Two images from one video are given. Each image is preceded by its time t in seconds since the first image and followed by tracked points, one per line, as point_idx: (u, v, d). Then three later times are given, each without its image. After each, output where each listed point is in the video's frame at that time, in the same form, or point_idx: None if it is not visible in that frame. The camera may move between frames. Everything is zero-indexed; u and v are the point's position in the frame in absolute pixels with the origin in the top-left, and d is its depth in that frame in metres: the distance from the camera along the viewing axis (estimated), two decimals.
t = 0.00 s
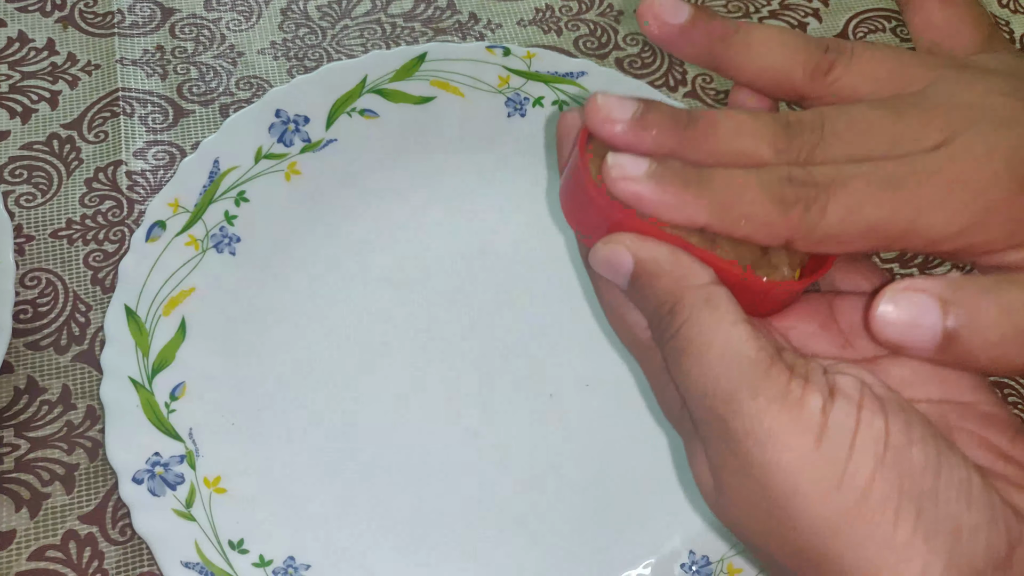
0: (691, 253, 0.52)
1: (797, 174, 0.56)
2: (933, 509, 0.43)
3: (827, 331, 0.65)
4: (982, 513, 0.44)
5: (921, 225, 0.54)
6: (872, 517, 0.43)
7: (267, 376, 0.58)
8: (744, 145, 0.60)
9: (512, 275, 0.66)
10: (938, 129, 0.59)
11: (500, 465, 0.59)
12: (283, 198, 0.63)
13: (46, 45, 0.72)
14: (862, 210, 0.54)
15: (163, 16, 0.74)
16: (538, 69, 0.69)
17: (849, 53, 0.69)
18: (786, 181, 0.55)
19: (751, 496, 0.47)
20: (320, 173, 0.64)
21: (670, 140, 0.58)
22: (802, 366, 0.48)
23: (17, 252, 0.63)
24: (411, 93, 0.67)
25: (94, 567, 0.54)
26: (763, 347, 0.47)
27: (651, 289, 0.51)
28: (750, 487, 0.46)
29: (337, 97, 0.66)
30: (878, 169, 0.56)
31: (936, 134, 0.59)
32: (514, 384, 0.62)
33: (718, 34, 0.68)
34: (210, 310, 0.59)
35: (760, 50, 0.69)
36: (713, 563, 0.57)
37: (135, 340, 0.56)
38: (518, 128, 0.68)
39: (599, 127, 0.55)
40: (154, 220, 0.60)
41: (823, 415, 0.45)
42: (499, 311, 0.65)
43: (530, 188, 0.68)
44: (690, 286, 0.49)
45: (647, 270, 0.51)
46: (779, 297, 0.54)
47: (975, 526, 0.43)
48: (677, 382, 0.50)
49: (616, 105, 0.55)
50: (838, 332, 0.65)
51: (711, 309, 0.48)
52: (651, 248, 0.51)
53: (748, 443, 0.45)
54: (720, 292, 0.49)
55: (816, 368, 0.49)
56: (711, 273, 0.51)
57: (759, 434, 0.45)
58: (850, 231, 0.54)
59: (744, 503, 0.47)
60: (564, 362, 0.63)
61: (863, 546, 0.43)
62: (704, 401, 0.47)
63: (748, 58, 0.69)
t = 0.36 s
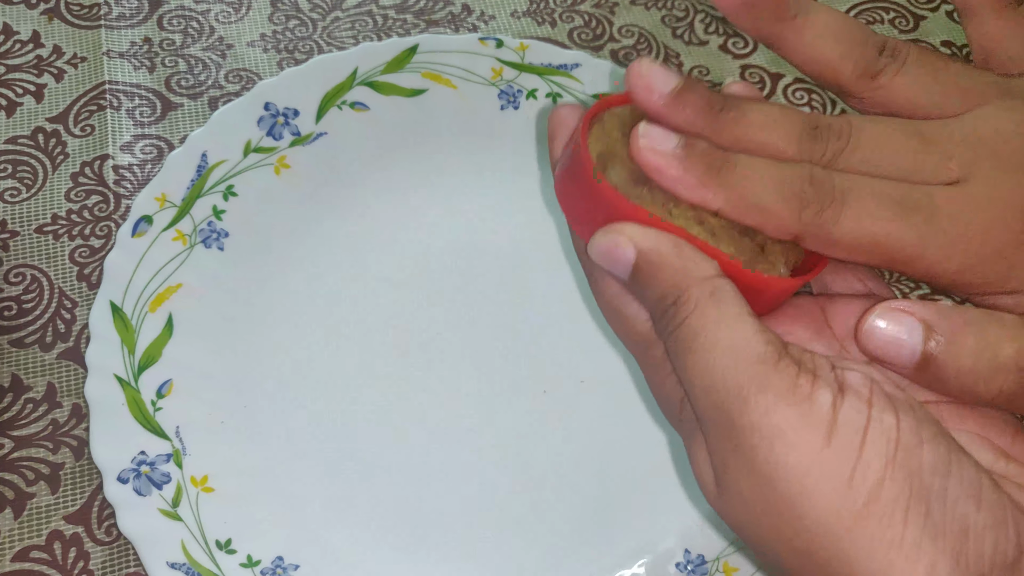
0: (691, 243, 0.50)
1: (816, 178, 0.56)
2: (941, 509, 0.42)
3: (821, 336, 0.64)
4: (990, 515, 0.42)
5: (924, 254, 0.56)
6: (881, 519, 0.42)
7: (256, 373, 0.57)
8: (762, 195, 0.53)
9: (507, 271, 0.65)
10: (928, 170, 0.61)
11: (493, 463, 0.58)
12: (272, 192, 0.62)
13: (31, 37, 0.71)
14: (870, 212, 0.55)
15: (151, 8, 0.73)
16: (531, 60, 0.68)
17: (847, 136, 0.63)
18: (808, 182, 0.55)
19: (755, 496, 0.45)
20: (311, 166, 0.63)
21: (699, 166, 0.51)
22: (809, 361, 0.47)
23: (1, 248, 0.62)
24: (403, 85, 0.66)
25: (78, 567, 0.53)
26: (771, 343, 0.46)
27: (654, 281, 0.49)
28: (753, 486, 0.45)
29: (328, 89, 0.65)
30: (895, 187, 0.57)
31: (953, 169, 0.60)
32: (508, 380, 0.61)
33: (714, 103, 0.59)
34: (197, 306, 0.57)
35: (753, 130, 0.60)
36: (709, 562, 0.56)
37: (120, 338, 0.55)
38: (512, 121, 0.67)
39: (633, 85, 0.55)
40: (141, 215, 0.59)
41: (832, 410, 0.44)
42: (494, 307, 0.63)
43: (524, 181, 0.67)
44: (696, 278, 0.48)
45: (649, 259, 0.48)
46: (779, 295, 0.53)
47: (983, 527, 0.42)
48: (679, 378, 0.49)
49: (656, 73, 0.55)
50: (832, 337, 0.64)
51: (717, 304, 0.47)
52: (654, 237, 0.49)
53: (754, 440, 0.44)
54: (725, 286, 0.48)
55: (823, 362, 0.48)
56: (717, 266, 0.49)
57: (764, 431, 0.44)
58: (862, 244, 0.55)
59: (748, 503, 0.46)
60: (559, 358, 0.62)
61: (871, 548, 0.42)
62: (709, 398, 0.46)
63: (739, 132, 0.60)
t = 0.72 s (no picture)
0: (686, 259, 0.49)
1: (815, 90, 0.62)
2: (933, 510, 0.42)
3: (824, 335, 0.64)
4: (982, 511, 0.42)
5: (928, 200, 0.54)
6: (872, 521, 0.42)
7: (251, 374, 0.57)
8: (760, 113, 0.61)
9: (505, 270, 0.64)
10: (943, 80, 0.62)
11: (490, 464, 0.57)
12: (269, 191, 0.62)
13: (27, 35, 0.70)
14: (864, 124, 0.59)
15: (148, 6, 0.73)
16: (529, 59, 0.68)
17: (879, 42, 0.67)
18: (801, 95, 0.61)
19: (749, 497, 0.45)
20: (308, 165, 0.63)
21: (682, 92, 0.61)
22: (798, 366, 0.46)
23: None
24: (400, 84, 0.66)
25: (73, 570, 0.52)
26: (761, 350, 0.45)
27: (647, 296, 0.49)
28: (749, 490, 0.45)
29: (325, 87, 0.65)
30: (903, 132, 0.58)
31: (955, 122, 0.57)
32: (506, 380, 0.61)
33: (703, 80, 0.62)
34: (192, 305, 0.57)
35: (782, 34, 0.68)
36: (708, 564, 0.55)
37: (116, 338, 0.55)
38: (510, 120, 0.67)
39: (623, 131, 0.52)
40: (136, 214, 0.58)
41: (821, 417, 0.43)
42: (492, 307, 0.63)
43: (524, 180, 0.66)
44: (686, 292, 0.47)
45: (643, 278, 0.48)
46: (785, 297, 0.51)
47: (975, 525, 0.41)
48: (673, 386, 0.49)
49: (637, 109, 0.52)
50: (835, 334, 0.64)
51: (708, 315, 0.46)
52: (647, 254, 0.48)
53: (745, 448, 0.44)
54: (717, 297, 0.47)
55: (814, 367, 0.47)
56: (709, 278, 0.48)
57: (755, 439, 0.43)
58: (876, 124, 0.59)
59: (742, 502, 0.46)
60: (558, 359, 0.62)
61: (861, 547, 0.42)
62: (701, 405, 0.45)
63: (778, 36, 0.68)
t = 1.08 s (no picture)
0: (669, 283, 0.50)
1: (900, 215, 0.52)
2: (930, 541, 0.41)
3: (814, 347, 0.63)
4: (981, 538, 0.42)
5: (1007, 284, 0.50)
6: (868, 555, 0.41)
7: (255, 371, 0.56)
8: (848, 247, 0.50)
9: (510, 268, 0.64)
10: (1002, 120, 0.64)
11: (494, 464, 0.57)
12: (273, 188, 0.61)
13: (31, 28, 0.70)
14: (845, 246, 0.50)
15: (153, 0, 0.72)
16: (535, 56, 0.67)
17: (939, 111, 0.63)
18: (892, 223, 0.51)
19: (742, 535, 0.45)
20: (312, 162, 0.62)
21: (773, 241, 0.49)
22: (784, 397, 0.45)
23: None
24: (405, 80, 0.65)
25: (74, 567, 0.52)
26: (746, 382, 0.44)
27: (633, 323, 0.48)
28: (740, 528, 0.45)
29: (330, 83, 0.64)
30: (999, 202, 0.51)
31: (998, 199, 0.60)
32: (511, 378, 0.60)
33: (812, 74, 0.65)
34: (194, 302, 0.57)
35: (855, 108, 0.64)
36: (713, 566, 0.55)
37: (119, 334, 0.55)
38: (516, 118, 0.67)
39: (723, 53, 0.64)
40: (140, 210, 0.58)
41: (809, 453, 0.43)
42: (498, 306, 0.63)
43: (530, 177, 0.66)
44: (670, 321, 0.47)
45: (627, 306, 0.48)
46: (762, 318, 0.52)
47: (975, 552, 0.41)
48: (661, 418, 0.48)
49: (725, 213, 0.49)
50: (825, 344, 0.63)
51: (692, 346, 0.45)
52: (631, 283, 0.48)
53: (734, 489, 0.43)
54: (700, 325, 0.46)
55: (800, 399, 0.46)
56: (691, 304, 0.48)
57: (745, 478, 0.43)
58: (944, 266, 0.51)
59: (738, 541, 0.46)
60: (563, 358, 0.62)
61: None
62: (690, 441, 0.45)
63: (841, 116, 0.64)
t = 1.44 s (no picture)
0: (703, 273, 0.50)
1: (925, 184, 0.56)
2: (945, 537, 0.42)
3: (835, 347, 0.63)
4: (994, 534, 0.42)
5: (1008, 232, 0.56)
6: (886, 548, 0.42)
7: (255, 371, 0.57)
8: (877, 219, 0.55)
9: (509, 268, 0.64)
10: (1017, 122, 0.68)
11: (495, 463, 0.57)
12: (275, 189, 0.61)
13: (32, 30, 0.70)
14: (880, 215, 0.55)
15: (153, 2, 0.72)
16: (535, 58, 0.68)
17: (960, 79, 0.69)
18: (918, 194, 0.56)
19: (762, 524, 0.45)
20: (313, 163, 0.63)
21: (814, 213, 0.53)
22: (808, 391, 0.46)
23: None
24: (406, 82, 0.66)
25: (76, 567, 0.52)
26: (771, 376, 0.45)
27: (661, 313, 0.49)
28: (761, 516, 0.45)
29: (331, 84, 0.64)
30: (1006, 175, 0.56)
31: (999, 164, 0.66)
32: (511, 379, 0.60)
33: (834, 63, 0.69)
34: (195, 303, 0.57)
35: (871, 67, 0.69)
36: (713, 565, 0.55)
37: (120, 334, 0.55)
38: (516, 119, 0.67)
39: (743, 54, 0.67)
40: (141, 210, 0.58)
41: (829, 447, 0.43)
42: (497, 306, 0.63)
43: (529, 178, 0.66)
44: (699, 313, 0.47)
45: (658, 296, 0.48)
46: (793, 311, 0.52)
47: (986, 549, 0.42)
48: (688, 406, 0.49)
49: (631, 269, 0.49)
50: (845, 346, 0.63)
51: (719, 338, 0.46)
52: (663, 273, 0.48)
53: (757, 478, 0.44)
54: (730, 319, 0.47)
55: (823, 393, 0.46)
56: (722, 298, 0.48)
57: (765, 466, 0.43)
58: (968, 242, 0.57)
59: (757, 529, 0.46)
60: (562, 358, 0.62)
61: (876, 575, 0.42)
62: (714, 430, 0.45)
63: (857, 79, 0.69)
